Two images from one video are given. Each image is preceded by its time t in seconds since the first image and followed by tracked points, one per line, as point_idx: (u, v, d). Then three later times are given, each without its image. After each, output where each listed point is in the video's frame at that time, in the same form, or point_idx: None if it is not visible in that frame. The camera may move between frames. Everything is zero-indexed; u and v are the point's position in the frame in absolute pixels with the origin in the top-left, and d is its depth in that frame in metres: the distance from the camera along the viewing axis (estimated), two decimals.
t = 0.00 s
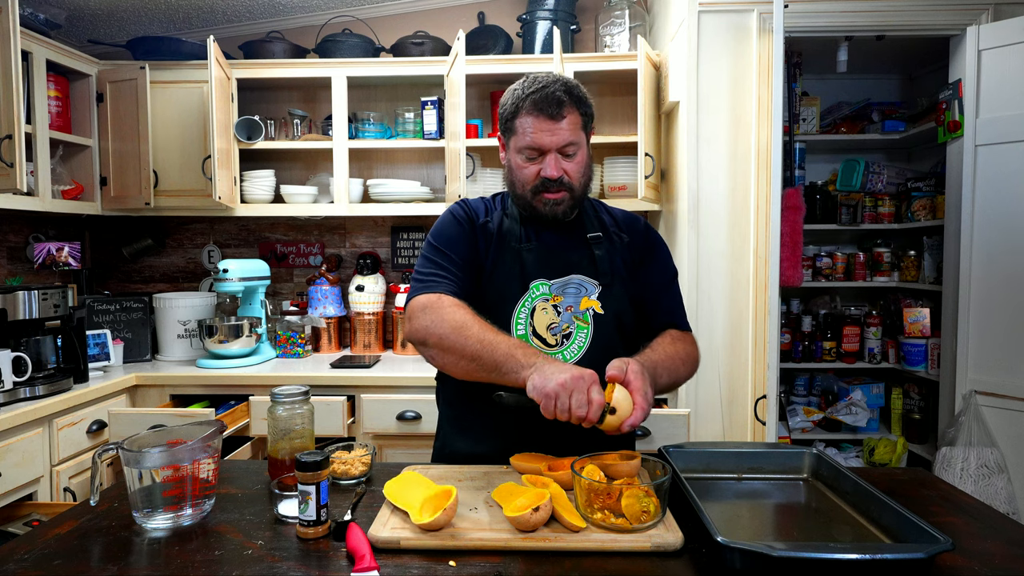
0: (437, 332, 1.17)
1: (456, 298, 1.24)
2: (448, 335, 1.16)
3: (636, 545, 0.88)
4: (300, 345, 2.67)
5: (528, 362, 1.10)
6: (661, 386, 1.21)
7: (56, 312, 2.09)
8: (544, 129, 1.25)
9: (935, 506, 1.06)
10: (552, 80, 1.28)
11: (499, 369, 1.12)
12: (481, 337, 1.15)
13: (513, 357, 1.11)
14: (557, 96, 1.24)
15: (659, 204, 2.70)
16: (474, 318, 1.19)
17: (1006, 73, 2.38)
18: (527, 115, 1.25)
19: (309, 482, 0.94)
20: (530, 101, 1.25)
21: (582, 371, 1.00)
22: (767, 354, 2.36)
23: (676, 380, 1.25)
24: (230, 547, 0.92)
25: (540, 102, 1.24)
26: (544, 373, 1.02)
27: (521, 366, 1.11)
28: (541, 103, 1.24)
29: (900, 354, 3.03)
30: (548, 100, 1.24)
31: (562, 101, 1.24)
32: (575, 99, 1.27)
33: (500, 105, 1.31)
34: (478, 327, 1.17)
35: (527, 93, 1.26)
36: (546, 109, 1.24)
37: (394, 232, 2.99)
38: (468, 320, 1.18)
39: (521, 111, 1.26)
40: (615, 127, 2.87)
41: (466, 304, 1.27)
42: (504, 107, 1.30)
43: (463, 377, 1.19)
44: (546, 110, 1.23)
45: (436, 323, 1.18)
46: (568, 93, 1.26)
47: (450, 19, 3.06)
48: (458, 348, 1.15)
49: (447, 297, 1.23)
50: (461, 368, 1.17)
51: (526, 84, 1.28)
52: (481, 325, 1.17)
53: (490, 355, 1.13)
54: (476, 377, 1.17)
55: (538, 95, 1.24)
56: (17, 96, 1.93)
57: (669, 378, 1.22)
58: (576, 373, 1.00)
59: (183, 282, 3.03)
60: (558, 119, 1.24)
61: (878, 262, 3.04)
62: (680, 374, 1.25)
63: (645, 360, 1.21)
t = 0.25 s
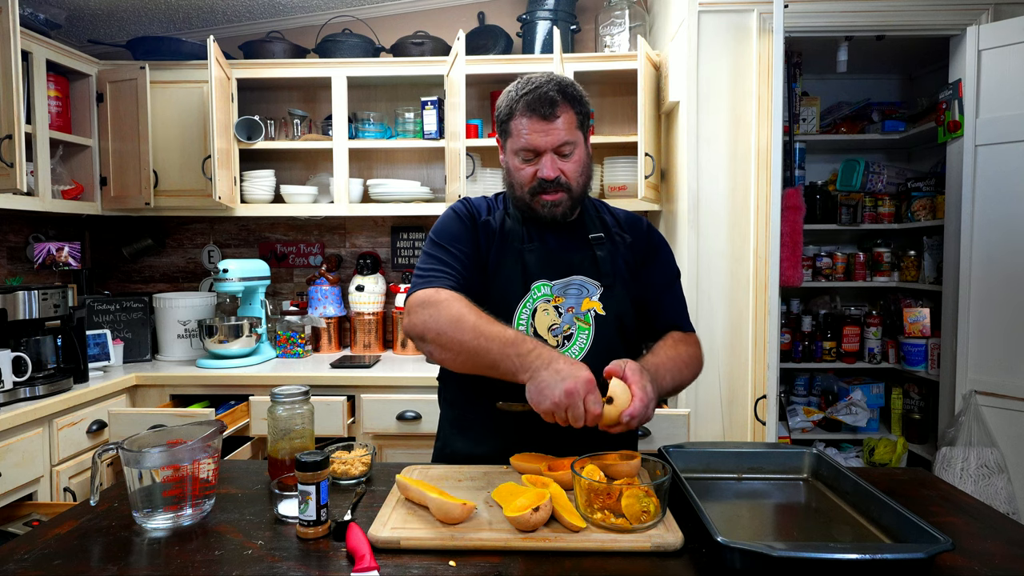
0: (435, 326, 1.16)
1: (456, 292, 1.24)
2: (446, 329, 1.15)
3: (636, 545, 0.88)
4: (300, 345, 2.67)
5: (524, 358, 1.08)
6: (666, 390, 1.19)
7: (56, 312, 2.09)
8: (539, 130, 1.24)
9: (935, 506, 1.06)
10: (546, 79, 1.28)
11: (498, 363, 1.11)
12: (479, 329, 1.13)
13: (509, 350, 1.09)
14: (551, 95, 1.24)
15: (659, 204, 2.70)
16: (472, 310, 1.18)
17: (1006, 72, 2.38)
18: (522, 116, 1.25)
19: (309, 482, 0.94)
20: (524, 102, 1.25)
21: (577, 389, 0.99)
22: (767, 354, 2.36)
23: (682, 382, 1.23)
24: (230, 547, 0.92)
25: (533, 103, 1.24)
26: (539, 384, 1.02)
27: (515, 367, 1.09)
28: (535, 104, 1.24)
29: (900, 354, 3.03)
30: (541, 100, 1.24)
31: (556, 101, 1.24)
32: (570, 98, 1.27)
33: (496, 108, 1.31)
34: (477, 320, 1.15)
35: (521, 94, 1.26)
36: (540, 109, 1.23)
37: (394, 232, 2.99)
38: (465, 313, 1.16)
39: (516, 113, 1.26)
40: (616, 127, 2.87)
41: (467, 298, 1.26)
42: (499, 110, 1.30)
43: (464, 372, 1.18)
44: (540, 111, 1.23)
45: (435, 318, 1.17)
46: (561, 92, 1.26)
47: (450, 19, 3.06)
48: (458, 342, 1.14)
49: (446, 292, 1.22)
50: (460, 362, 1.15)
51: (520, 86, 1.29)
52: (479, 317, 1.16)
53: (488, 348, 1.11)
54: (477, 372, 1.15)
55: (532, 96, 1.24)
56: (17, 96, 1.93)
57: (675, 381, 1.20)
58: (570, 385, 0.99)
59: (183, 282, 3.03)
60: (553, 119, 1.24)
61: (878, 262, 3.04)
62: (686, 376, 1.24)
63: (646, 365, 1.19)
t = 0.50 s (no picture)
0: (436, 328, 1.16)
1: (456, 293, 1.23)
2: (446, 330, 1.14)
3: (636, 545, 0.88)
4: (300, 345, 2.67)
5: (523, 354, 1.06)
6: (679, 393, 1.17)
7: (56, 312, 2.09)
8: (538, 128, 1.24)
9: (935, 506, 1.06)
10: (545, 78, 1.28)
11: (498, 361, 1.09)
12: (478, 328, 1.12)
13: (509, 347, 1.08)
14: (550, 93, 1.24)
15: (659, 204, 2.70)
16: (470, 310, 1.17)
17: (1006, 72, 2.38)
18: (521, 114, 1.25)
19: (309, 482, 0.94)
20: (523, 100, 1.25)
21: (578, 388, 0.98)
22: (767, 354, 2.36)
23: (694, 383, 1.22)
24: (229, 547, 0.92)
25: (533, 100, 1.24)
26: (545, 380, 1.02)
27: (516, 366, 1.07)
28: (534, 102, 1.24)
29: (900, 354, 3.03)
30: (540, 98, 1.24)
31: (555, 98, 1.24)
32: (569, 95, 1.27)
33: (495, 108, 1.31)
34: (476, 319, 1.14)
35: (520, 93, 1.26)
36: (539, 107, 1.24)
37: (394, 232, 2.99)
38: (464, 313, 1.15)
39: (515, 112, 1.26)
40: (616, 127, 2.87)
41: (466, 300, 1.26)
42: (499, 109, 1.30)
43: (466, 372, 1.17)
44: (539, 108, 1.23)
45: (435, 321, 1.16)
46: (561, 90, 1.26)
47: (450, 19, 3.06)
48: (458, 343, 1.13)
49: (446, 293, 1.21)
50: (462, 362, 1.14)
51: (519, 84, 1.29)
52: (477, 316, 1.15)
53: (488, 346, 1.10)
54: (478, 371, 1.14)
55: (531, 94, 1.25)
56: (17, 96, 1.93)
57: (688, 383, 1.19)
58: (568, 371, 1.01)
59: (183, 282, 3.03)
60: (552, 116, 1.24)
61: (878, 262, 3.04)
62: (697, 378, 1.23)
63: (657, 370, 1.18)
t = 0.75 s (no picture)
0: (443, 332, 1.16)
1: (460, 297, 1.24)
2: (455, 333, 1.15)
3: (636, 545, 0.88)
4: (300, 345, 2.67)
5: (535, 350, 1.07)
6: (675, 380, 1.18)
7: (56, 312, 2.09)
8: (541, 126, 1.24)
9: (935, 506, 1.06)
10: (547, 76, 1.28)
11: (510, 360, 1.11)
12: (488, 330, 1.13)
13: (521, 345, 1.09)
14: (552, 91, 1.24)
15: (659, 204, 2.70)
16: (478, 313, 1.18)
17: (1006, 72, 2.38)
18: (524, 112, 1.25)
19: (309, 482, 0.93)
20: (526, 98, 1.25)
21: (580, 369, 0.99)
22: (767, 354, 2.36)
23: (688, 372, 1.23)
24: (229, 547, 0.92)
25: (535, 98, 1.24)
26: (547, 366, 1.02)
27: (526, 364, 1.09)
28: (536, 100, 1.24)
29: (900, 354, 3.03)
30: (543, 96, 1.24)
31: (557, 96, 1.24)
32: (571, 93, 1.27)
33: (498, 106, 1.31)
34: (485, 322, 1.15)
35: (523, 91, 1.26)
36: (542, 105, 1.24)
37: (394, 232, 2.99)
38: (472, 316, 1.16)
39: (518, 110, 1.26)
40: (616, 127, 2.87)
41: (472, 304, 1.26)
42: (501, 108, 1.30)
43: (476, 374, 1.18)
44: (542, 106, 1.23)
45: (442, 325, 1.17)
46: (563, 88, 1.26)
47: (450, 19, 3.06)
48: (468, 344, 1.14)
49: (451, 297, 1.22)
50: (473, 364, 1.15)
51: (522, 82, 1.29)
52: (486, 319, 1.16)
53: (499, 347, 1.11)
54: (488, 372, 1.15)
55: (533, 92, 1.25)
56: (17, 96, 1.93)
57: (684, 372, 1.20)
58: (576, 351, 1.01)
59: (183, 282, 3.03)
60: (555, 114, 1.24)
61: (878, 262, 3.04)
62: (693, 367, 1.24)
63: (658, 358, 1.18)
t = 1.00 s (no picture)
0: (445, 331, 1.16)
1: (462, 296, 1.24)
2: (457, 332, 1.15)
3: (636, 545, 0.88)
4: (300, 345, 2.67)
5: (537, 352, 1.07)
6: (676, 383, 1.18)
7: (56, 312, 2.09)
8: (536, 130, 1.24)
9: (935, 506, 1.06)
10: (542, 78, 1.28)
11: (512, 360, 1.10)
12: (490, 330, 1.12)
13: (524, 347, 1.09)
14: (548, 94, 1.24)
15: (659, 204, 2.70)
16: (481, 312, 1.18)
17: (1006, 72, 2.37)
18: (519, 116, 1.25)
19: (309, 482, 0.93)
20: (521, 102, 1.25)
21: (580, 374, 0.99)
22: (767, 354, 2.36)
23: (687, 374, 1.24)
24: (229, 547, 0.92)
25: (530, 102, 1.24)
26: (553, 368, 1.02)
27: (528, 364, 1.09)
28: (531, 104, 1.24)
29: (900, 354, 3.03)
30: (537, 99, 1.24)
31: (552, 99, 1.24)
32: (567, 95, 1.26)
33: (493, 110, 1.31)
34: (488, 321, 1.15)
35: (518, 94, 1.26)
36: (537, 108, 1.23)
37: (394, 232, 2.99)
38: (474, 315, 1.16)
39: (513, 114, 1.26)
40: (616, 127, 2.87)
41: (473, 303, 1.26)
42: (497, 111, 1.30)
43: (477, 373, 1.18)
44: (537, 110, 1.23)
45: (444, 323, 1.17)
46: (558, 91, 1.26)
47: (450, 19, 3.06)
48: (469, 343, 1.14)
49: (452, 296, 1.22)
50: (474, 364, 1.15)
51: (517, 86, 1.29)
52: (489, 318, 1.16)
53: (501, 347, 1.11)
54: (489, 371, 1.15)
55: (528, 96, 1.25)
56: (17, 96, 1.93)
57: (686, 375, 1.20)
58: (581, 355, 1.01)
59: (183, 282, 3.03)
60: (550, 118, 1.24)
61: (878, 262, 3.04)
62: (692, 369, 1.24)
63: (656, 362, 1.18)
